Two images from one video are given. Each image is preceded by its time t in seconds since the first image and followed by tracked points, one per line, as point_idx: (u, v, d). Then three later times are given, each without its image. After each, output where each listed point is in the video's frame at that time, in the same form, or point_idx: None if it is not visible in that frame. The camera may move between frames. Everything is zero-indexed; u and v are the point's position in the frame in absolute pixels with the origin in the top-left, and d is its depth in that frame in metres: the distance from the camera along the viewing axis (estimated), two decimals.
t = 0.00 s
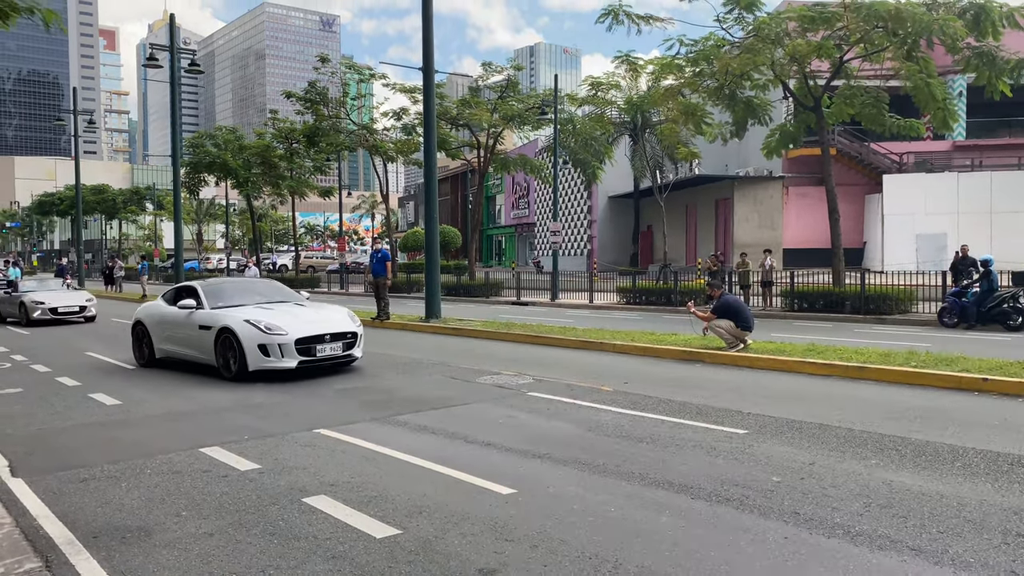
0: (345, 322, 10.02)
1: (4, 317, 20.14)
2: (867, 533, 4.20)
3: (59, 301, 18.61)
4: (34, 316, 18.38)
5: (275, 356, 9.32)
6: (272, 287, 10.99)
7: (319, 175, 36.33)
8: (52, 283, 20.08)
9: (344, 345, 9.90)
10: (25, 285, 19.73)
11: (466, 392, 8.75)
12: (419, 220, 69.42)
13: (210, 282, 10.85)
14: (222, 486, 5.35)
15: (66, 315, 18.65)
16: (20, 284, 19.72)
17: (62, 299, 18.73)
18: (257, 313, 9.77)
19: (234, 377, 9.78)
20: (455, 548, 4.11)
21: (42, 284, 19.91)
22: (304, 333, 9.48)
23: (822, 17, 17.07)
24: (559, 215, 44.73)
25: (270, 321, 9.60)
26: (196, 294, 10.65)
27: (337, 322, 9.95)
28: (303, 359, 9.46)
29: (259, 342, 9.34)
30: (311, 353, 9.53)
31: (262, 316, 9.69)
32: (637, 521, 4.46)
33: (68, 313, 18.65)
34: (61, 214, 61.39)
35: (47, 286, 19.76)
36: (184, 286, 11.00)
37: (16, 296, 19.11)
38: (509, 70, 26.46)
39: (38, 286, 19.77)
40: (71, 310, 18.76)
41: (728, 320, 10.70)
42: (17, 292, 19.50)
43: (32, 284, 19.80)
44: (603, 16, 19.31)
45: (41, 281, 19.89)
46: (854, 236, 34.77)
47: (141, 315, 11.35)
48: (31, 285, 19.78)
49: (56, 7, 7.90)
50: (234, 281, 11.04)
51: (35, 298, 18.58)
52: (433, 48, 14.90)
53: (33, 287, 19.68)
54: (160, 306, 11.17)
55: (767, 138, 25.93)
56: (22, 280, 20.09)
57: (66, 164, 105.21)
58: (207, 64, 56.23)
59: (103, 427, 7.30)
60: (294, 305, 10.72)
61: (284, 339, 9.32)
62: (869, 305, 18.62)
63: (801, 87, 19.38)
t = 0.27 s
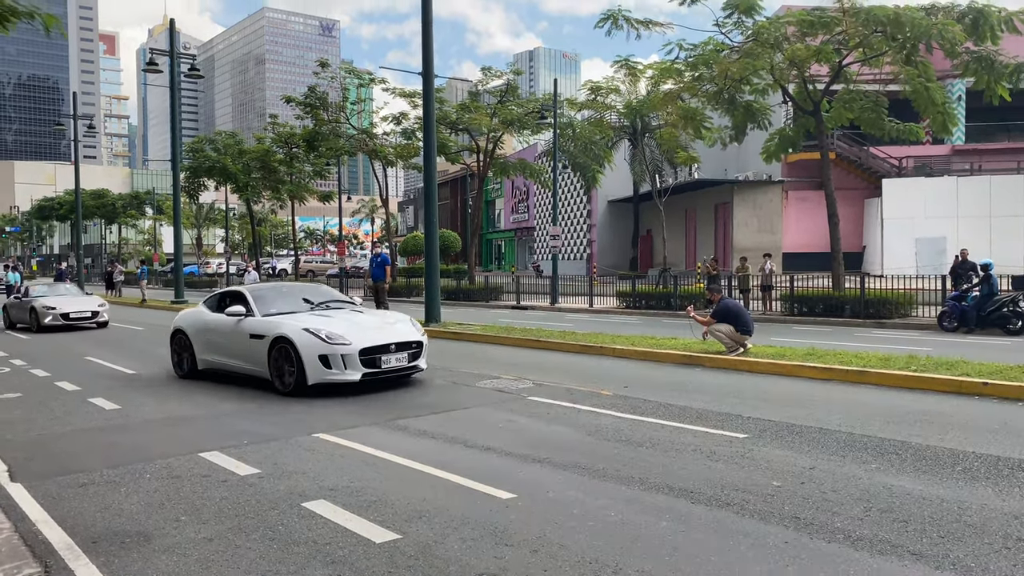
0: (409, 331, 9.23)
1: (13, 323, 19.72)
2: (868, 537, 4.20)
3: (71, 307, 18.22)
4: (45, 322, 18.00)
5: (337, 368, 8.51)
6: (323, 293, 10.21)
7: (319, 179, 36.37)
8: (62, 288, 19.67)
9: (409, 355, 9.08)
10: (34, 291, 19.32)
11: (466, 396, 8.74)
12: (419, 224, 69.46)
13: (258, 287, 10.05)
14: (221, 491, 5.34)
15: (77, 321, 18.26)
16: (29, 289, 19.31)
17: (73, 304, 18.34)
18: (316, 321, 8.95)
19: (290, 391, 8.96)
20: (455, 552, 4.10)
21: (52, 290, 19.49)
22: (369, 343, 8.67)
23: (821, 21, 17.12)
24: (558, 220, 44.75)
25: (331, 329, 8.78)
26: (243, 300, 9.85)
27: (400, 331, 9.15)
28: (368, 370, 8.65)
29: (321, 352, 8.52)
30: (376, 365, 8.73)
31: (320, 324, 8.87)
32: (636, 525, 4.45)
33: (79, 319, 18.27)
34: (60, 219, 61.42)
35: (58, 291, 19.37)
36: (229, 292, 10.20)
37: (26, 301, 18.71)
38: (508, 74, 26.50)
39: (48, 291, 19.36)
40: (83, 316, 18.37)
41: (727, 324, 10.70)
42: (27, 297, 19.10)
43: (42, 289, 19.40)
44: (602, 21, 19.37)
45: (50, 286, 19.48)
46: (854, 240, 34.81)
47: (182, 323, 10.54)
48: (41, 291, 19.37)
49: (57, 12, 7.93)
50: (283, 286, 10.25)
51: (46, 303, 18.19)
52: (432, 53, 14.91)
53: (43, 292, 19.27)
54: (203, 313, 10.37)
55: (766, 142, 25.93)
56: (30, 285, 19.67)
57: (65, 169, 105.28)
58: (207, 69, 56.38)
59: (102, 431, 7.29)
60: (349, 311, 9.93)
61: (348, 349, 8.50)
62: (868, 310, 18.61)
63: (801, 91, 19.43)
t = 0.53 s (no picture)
0: (486, 339, 8.35)
1: (22, 328, 19.22)
2: (869, 542, 4.19)
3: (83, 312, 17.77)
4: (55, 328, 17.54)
5: (412, 381, 7.62)
6: (385, 298, 9.36)
7: (318, 184, 36.40)
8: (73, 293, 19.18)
9: (487, 366, 8.20)
10: (44, 295, 18.82)
11: (465, 400, 8.73)
12: (418, 228, 69.52)
13: (315, 292, 9.21)
14: (220, 496, 5.33)
15: (90, 326, 17.82)
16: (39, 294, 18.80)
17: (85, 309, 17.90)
18: (384, 328, 8.08)
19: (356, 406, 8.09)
20: (455, 558, 4.10)
21: (62, 294, 18.99)
22: (445, 353, 7.79)
23: (819, 26, 17.16)
24: (558, 224, 44.77)
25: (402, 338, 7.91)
26: (301, 306, 9.01)
27: (476, 339, 8.27)
28: (445, 384, 7.77)
29: (394, 364, 7.65)
30: (453, 378, 7.84)
31: (390, 331, 8.01)
32: (636, 531, 4.44)
33: (91, 324, 17.83)
34: (60, 223, 61.44)
35: (68, 295, 18.87)
36: (284, 297, 9.37)
37: (35, 306, 18.21)
38: (508, 79, 26.53)
39: (58, 295, 18.84)
40: (95, 321, 17.93)
41: (727, 328, 10.69)
42: (36, 302, 18.59)
43: (51, 294, 18.91)
44: (602, 25, 19.38)
45: (60, 290, 18.98)
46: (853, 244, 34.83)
47: (230, 332, 9.72)
48: (51, 295, 18.86)
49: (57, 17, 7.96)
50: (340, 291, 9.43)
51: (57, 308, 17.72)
52: (432, 57, 14.94)
53: (53, 297, 18.77)
54: (253, 321, 9.55)
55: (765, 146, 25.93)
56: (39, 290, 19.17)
57: (65, 174, 105.32)
58: (207, 73, 56.48)
59: (101, 436, 7.28)
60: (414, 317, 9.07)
61: (424, 360, 7.63)
62: (868, 314, 18.61)
63: (799, 95, 19.46)
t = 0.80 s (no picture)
0: (609, 354, 7.29)
1: (33, 336, 18.58)
2: (869, 547, 4.19)
3: (97, 318, 17.17)
4: (69, 335, 16.94)
5: (535, 406, 6.58)
6: (482, 308, 8.31)
7: (318, 189, 36.44)
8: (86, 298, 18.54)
9: (612, 386, 7.13)
10: (57, 300, 18.18)
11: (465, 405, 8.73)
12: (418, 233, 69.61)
13: (405, 300, 8.15)
14: (220, 502, 5.32)
15: (104, 333, 17.23)
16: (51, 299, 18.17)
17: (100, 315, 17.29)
18: (497, 342, 7.02)
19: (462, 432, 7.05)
20: (454, 564, 4.09)
21: (74, 299, 18.34)
22: (572, 372, 6.73)
23: (818, 30, 17.21)
24: (557, 228, 44.80)
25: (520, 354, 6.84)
26: (391, 315, 7.95)
27: (599, 354, 7.20)
28: (571, 409, 6.72)
29: (515, 385, 6.59)
30: (581, 403, 6.78)
31: (506, 346, 6.96)
32: (636, 536, 4.44)
33: (106, 331, 17.24)
34: (59, 229, 61.46)
35: (81, 301, 18.23)
36: (367, 305, 8.32)
37: (48, 312, 17.58)
38: (507, 84, 26.58)
39: (70, 301, 18.20)
40: (110, 327, 17.34)
41: (727, 333, 10.69)
42: (49, 308, 17.96)
43: (64, 299, 18.28)
44: (601, 31, 19.44)
45: (73, 296, 18.35)
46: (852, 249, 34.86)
47: (303, 343, 8.63)
48: (63, 300, 18.23)
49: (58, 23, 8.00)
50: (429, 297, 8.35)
51: (71, 313, 17.11)
52: (431, 62, 14.96)
53: (66, 302, 18.13)
54: (330, 331, 8.49)
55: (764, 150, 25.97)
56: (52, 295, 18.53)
57: (64, 179, 105.40)
58: (207, 78, 56.60)
59: (100, 442, 7.27)
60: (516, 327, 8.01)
61: (550, 380, 6.58)
62: (867, 318, 18.62)
63: (798, 100, 19.50)
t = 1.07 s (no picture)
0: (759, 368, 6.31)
1: (45, 342, 18.01)
2: (869, 551, 4.19)
3: (113, 324, 16.64)
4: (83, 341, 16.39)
5: (687, 429, 5.63)
6: (594, 317, 7.37)
7: (317, 193, 36.47)
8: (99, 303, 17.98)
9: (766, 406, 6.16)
10: (70, 305, 17.62)
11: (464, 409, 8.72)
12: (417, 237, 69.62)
13: (511, 304, 7.20)
14: (220, 506, 5.31)
15: (120, 339, 16.69)
16: (64, 304, 17.60)
17: (116, 320, 16.77)
18: (635, 354, 6.06)
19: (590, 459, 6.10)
20: (455, 569, 4.08)
21: (87, 304, 17.79)
22: (729, 390, 5.77)
23: (816, 34, 17.27)
24: (556, 232, 44.81)
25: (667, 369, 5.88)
26: (497, 322, 6.99)
27: (749, 368, 6.23)
28: (728, 433, 5.77)
29: (664, 404, 5.64)
30: (737, 425, 5.84)
31: (644, 358, 6.01)
32: (636, 540, 4.44)
33: (122, 337, 16.70)
34: (58, 233, 61.44)
35: (95, 305, 17.67)
36: (461, 310, 7.38)
37: (61, 318, 17.02)
38: (506, 88, 26.62)
39: (83, 306, 17.63)
40: (126, 333, 16.81)
41: (726, 336, 10.70)
42: (62, 313, 17.40)
43: (77, 304, 17.72)
44: (599, 35, 19.46)
45: (86, 300, 17.78)
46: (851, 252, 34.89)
47: (388, 353, 7.65)
48: (76, 305, 17.66)
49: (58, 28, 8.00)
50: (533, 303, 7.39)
51: (85, 319, 16.56)
52: (430, 67, 14.99)
53: (79, 307, 17.57)
54: (417, 339, 7.56)
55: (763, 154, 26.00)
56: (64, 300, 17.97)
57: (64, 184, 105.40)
58: (206, 83, 56.71)
59: (99, 447, 7.26)
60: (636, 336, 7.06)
61: (707, 400, 5.63)
62: (866, 321, 18.62)
63: (796, 104, 19.54)
